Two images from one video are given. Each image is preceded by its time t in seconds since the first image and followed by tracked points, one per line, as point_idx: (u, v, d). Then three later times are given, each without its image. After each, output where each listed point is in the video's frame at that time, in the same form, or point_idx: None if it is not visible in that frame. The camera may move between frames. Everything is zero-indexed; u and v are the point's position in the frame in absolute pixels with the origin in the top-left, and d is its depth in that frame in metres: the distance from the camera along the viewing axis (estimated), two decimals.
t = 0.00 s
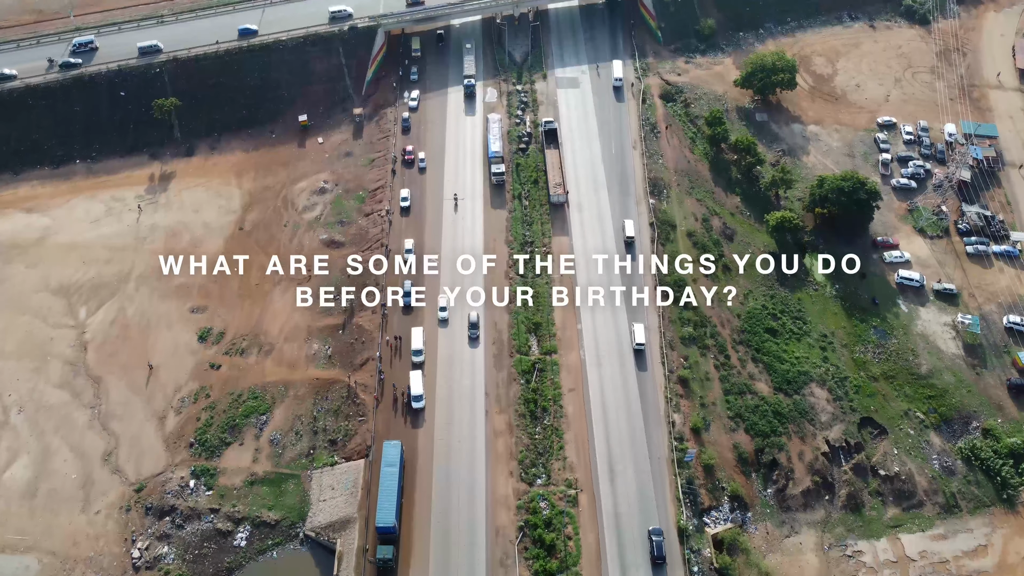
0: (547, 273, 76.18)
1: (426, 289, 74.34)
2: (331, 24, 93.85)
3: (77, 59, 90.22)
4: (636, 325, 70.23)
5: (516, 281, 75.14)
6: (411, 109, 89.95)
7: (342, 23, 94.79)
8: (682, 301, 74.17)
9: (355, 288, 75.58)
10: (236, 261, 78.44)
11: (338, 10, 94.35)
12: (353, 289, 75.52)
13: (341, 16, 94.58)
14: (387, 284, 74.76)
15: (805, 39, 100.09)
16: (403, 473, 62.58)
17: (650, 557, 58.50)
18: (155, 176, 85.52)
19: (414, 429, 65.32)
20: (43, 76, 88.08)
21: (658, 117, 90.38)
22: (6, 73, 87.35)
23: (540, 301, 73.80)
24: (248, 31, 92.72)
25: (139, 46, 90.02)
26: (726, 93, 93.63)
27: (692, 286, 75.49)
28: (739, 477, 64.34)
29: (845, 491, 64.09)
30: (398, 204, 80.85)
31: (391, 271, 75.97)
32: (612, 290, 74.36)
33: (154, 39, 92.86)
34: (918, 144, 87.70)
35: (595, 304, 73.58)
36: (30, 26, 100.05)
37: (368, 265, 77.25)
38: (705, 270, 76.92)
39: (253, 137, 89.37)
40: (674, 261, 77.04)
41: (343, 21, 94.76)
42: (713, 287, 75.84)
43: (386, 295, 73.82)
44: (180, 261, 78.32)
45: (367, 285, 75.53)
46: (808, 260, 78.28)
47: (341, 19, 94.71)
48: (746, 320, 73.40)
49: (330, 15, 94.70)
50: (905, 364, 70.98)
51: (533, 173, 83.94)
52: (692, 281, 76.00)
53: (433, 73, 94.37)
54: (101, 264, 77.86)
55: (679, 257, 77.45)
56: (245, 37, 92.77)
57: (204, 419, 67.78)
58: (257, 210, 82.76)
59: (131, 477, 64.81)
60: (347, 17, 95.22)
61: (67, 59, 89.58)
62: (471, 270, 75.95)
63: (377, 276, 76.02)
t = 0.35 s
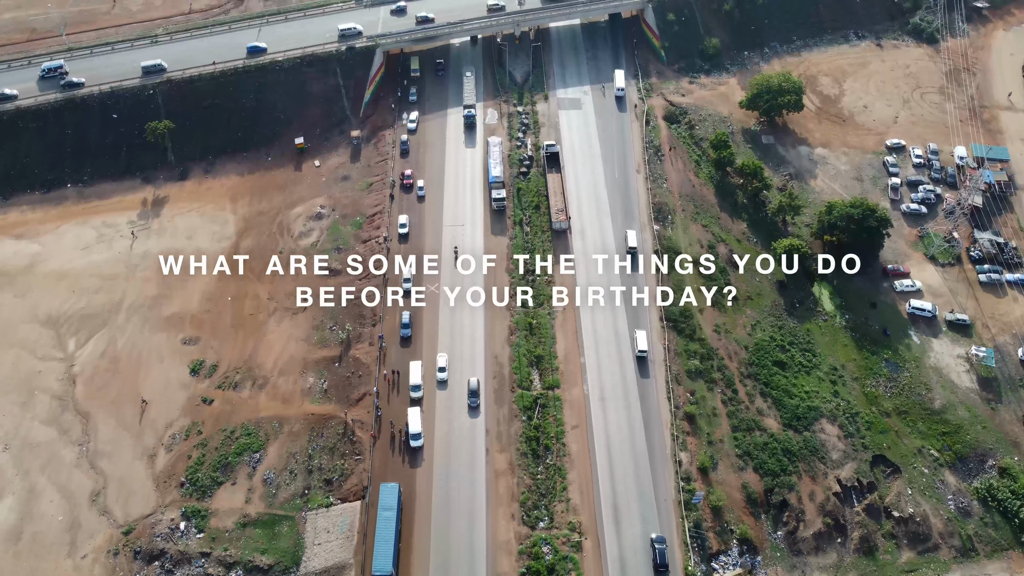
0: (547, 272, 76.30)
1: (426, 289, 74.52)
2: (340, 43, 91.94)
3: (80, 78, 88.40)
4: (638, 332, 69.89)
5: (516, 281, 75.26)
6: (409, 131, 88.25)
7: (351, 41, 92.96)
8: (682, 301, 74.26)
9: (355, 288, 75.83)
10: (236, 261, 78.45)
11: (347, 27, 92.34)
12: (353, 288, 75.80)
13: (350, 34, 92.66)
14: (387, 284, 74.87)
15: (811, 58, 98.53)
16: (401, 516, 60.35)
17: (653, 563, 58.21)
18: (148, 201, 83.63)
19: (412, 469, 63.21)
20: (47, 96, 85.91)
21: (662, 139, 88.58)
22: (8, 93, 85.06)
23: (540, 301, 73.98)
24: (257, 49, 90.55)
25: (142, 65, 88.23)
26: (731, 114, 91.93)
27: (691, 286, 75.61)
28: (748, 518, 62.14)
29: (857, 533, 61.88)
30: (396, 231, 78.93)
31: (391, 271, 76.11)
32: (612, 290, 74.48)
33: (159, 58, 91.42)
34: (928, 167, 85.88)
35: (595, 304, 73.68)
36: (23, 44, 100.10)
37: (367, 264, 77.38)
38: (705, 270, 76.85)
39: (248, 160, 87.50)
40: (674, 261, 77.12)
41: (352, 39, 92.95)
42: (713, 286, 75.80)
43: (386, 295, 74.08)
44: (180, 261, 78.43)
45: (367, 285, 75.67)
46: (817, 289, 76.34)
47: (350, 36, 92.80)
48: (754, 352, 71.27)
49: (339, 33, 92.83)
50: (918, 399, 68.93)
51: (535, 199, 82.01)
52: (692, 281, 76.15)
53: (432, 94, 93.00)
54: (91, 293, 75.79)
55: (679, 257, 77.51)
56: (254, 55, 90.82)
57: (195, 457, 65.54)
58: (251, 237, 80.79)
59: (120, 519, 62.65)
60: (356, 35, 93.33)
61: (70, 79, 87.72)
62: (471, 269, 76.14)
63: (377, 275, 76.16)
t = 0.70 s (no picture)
0: (547, 273, 76.47)
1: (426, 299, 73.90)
2: (349, 62, 90.74)
3: (83, 100, 87.01)
4: (641, 341, 69.67)
5: (516, 281, 75.34)
6: (408, 156, 86.27)
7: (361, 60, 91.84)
8: (682, 301, 74.51)
9: (355, 288, 76.07)
10: (236, 261, 78.65)
11: (357, 47, 91.13)
12: (353, 288, 76.03)
13: (360, 53, 91.62)
14: (387, 284, 74.98)
15: (818, 80, 96.84)
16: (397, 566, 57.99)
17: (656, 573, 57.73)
18: (139, 229, 81.48)
19: (410, 514, 60.85)
20: (47, 118, 84.44)
21: (667, 165, 86.66)
22: (8, 115, 83.69)
23: (540, 300, 74.24)
24: (267, 68, 89.25)
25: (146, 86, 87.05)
26: (737, 138, 89.98)
27: (691, 286, 75.84)
28: (759, 567, 59.52)
29: None
30: (394, 261, 76.74)
31: (391, 271, 76.20)
32: (612, 290, 74.72)
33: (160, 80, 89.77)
34: (939, 194, 83.74)
35: (595, 304, 73.91)
36: (15, 65, 98.65)
37: (368, 264, 77.67)
38: (705, 271, 77.25)
39: (242, 186, 85.30)
40: (674, 261, 77.47)
41: (362, 58, 91.90)
42: (713, 287, 76.03)
43: (386, 296, 74.16)
44: (180, 261, 78.71)
45: (367, 285, 75.87)
46: (827, 322, 74.13)
47: (360, 55, 91.78)
48: (763, 390, 68.92)
49: (349, 52, 91.78)
50: (933, 439, 66.67)
51: (536, 227, 79.81)
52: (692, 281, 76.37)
53: (431, 117, 91.16)
54: (80, 326, 73.49)
55: (679, 257, 77.88)
56: (264, 75, 89.57)
57: (185, 501, 63.16)
58: (245, 266, 78.48)
59: (105, 568, 60.07)
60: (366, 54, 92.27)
61: (73, 100, 86.34)
62: (471, 269, 76.20)
63: (377, 276, 76.32)
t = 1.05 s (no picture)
0: (547, 273, 76.58)
1: (424, 328, 72.04)
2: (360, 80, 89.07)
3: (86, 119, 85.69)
4: (645, 350, 69.10)
5: (516, 281, 75.84)
6: (406, 180, 84.58)
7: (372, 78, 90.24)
8: (683, 301, 74.83)
9: (355, 288, 76.54)
10: (236, 261, 78.98)
11: (368, 66, 89.63)
12: (353, 288, 76.48)
13: (371, 73, 90.15)
14: (387, 284, 75.43)
15: (825, 100, 95.25)
16: None
17: None
18: (131, 256, 79.61)
19: (408, 559, 58.60)
20: (50, 139, 83.17)
21: (671, 188, 84.91)
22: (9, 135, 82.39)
23: (540, 299, 74.77)
24: (278, 87, 88.06)
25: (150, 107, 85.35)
26: (743, 160, 88.22)
27: (692, 286, 76.19)
28: None
29: None
30: (392, 290, 74.83)
31: (391, 272, 76.62)
32: (612, 290, 74.91)
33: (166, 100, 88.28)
34: (950, 219, 81.92)
35: (595, 305, 74.11)
36: (6, 84, 97.16)
37: (368, 265, 78.02)
38: (705, 270, 77.80)
39: (237, 211, 83.52)
40: (674, 261, 77.80)
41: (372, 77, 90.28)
42: (713, 287, 76.48)
43: (386, 295, 74.48)
44: (180, 261, 79.22)
45: (368, 285, 76.43)
46: (837, 353, 72.13)
47: (370, 74, 90.04)
48: (772, 426, 66.85)
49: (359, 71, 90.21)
50: (948, 477, 64.56)
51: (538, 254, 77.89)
52: (692, 281, 76.86)
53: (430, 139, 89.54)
54: (68, 358, 71.52)
55: (679, 257, 78.35)
56: (275, 93, 88.28)
57: (175, 545, 60.98)
58: (239, 295, 76.52)
59: None
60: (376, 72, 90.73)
61: (76, 121, 84.98)
62: (471, 269, 76.58)
63: (377, 276, 76.80)
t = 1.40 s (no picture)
0: (547, 273, 76.55)
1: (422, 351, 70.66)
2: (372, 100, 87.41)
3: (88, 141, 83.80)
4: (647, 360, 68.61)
5: (517, 280, 75.87)
6: (404, 206, 82.65)
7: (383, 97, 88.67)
8: (683, 301, 75.28)
9: (355, 288, 76.86)
10: (236, 262, 79.28)
11: (379, 85, 88.25)
12: (353, 289, 76.78)
13: (382, 91, 88.67)
14: (387, 285, 75.99)
15: (833, 122, 93.37)
16: None
17: None
18: (121, 285, 77.38)
19: None
20: (53, 161, 81.32)
21: (676, 214, 82.79)
22: (7, 158, 80.34)
23: (539, 302, 74.40)
24: (291, 107, 86.75)
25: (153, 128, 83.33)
26: (750, 185, 86.12)
27: (691, 286, 76.51)
28: None
29: None
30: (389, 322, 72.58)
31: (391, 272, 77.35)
32: (612, 290, 75.30)
33: (169, 121, 86.28)
34: (963, 247, 79.82)
35: (595, 304, 74.32)
36: None
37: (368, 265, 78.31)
38: (705, 270, 77.99)
39: (230, 238, 81.37)
40: (674, 262, 78.35)
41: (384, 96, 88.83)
42: (713, 287, 76.75)
43: (386, 296, 75.05)
44: (181, 261, 79.44)
45: (368, 285, 76.86)
46: (848, 389, 69.90)
47: (381, 93, 88.62)
48: (782, 467, 64.52)
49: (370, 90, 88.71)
50: (965, 521, 62.13)
51: (540, 283, 75.60)
52: (693, 281, 77.13)
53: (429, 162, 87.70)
54: (55, 394, 69.17)
55: (679, 257, 78.81)
56: (287, 113, 86.97)
57: None
58: (232, 326, 74.22)
59: None
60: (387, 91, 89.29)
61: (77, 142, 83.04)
62: (471, 270, 76.97)
63: (377, 276, 77.29)
